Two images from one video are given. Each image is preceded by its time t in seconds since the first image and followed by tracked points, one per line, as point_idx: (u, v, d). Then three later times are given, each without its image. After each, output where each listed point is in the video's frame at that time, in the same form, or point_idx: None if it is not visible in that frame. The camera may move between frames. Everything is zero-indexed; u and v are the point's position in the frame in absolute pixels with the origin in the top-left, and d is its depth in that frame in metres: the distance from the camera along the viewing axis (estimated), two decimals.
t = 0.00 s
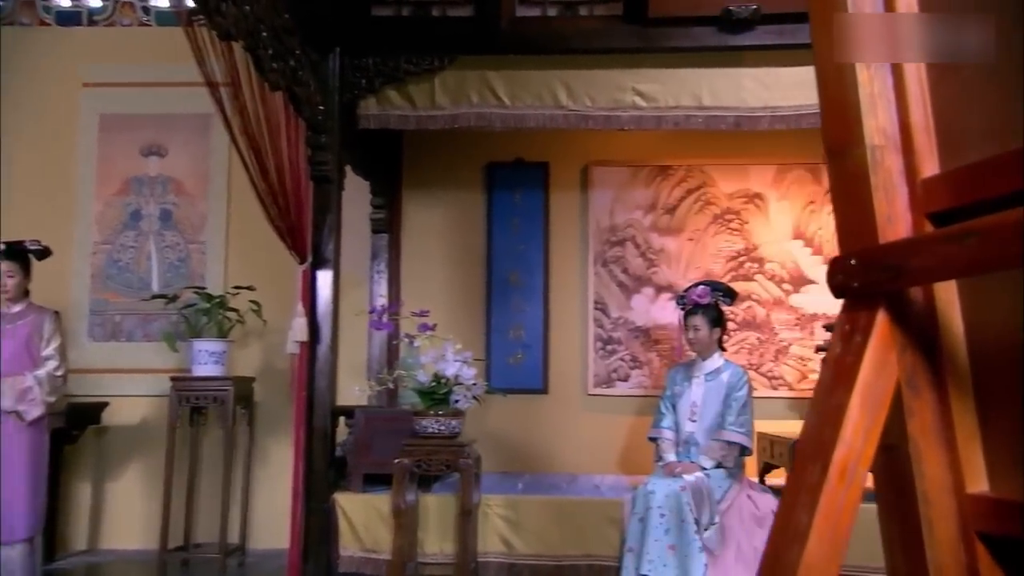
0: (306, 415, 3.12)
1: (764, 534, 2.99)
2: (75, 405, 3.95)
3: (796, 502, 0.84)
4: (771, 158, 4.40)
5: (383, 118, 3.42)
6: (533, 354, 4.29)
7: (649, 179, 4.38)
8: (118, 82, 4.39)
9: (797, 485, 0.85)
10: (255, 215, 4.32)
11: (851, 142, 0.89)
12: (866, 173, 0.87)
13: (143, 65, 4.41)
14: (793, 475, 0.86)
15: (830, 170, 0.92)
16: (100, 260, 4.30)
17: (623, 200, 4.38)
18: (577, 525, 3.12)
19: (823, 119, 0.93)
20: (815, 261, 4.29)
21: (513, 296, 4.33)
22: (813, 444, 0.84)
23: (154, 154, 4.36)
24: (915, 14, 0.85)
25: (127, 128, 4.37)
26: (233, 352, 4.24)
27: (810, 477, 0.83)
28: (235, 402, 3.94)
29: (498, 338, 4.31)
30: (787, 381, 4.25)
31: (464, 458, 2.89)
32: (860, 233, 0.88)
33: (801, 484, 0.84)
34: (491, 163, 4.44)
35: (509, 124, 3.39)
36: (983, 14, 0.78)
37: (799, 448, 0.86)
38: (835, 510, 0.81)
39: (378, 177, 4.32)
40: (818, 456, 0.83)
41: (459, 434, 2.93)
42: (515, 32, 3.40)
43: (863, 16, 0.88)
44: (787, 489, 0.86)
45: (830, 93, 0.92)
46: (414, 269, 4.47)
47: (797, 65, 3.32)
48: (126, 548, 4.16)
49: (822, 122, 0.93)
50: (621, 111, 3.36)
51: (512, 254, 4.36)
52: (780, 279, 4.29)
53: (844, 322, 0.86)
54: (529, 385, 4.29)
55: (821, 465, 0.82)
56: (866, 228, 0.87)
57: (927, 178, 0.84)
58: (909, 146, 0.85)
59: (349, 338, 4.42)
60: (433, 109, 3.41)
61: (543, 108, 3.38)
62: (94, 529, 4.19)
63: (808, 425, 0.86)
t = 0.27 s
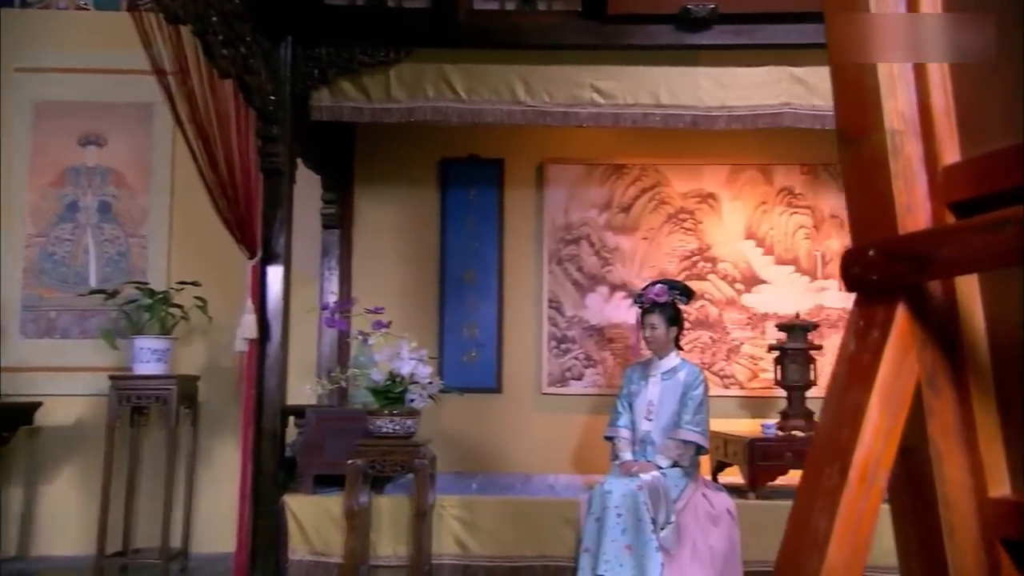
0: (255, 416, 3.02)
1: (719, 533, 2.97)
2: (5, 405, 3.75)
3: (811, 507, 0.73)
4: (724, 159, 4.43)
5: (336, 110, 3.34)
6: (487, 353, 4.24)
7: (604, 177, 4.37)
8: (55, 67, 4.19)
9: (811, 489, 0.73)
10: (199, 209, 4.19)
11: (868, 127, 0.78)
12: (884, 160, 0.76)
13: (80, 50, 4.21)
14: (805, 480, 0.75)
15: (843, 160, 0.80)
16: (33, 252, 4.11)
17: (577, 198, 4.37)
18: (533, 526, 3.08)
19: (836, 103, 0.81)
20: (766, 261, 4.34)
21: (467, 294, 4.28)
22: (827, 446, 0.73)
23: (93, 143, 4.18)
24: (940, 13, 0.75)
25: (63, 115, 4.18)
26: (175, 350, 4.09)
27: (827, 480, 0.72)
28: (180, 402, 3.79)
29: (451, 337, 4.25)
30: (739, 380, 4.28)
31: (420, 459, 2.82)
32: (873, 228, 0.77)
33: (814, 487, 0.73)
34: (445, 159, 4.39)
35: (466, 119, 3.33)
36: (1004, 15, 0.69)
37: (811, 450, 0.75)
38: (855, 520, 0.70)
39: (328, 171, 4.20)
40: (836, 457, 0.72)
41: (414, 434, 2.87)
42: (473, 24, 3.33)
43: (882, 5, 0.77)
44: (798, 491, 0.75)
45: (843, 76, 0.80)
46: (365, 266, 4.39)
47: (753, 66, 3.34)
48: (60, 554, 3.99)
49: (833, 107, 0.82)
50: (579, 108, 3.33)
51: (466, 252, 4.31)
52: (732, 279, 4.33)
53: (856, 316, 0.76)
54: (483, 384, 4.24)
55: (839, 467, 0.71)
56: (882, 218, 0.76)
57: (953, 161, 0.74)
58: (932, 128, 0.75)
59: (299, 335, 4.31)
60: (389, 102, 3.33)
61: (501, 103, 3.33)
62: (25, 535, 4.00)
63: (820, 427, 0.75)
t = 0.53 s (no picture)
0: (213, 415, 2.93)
1: (685, 532, 2.94)
2: None
3: (843, 507, 0.96)
4: (688, 159, 4.46)
5: (299, 103, 3.26)
6: (451, 351, 4.19)
7: (569, 175, 4.35)
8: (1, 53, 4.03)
9: (839, 491, 0.97)
10: (156, 203, 4.08)
11: (899, 115, 1.00)
12: (914, 148, 0.99)
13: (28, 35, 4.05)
14: (835, 479, 0.99)
15: (868, 143, 1.04)
16: None
17: (543, 196, 4.34)
18: (499, 526, 3.04)
19: (861, 100, 1.05)
20: (730, 261, 4.36)
21: (431, 291, 4.23)
22: (856, 447, 0.97)
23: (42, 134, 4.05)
24: (969, 13, 0.97)
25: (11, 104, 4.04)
26: (129, 349, 3.99)
27: (855, 483, 0.95)
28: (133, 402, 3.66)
29: (415, 335, 4.20)
30: (703, 379, 4.30)
31: (385, 459, 2.77)
32: (897, 205, 1.01)
33: (843, 488, 0.97)
34: (409, 155, 4.33)
35: (433, 114, 3.28)
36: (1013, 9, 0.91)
37: (838, 450, 0.99)
38: (885, 520, 0.92)
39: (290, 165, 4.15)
40: (864, 461, 0.95)
41: (379, 434, 2.82)
42: (441, 18, 3.27)
43: (911, 8, 1.00)
44: (827, 493, 0.99)
45: (869, 73, 1.04)
46: (327, 263, 4.31)
47: (721, 65, 3.34)
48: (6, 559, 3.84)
49: (858, 99, 1.06)
50: (548, 105, 3.30)
51: (431, 249, 4.26)
52: (697, 278, 4.35)
53: (881, 311, 1.00)
54: (447, 382, 4.20)
55: (863, 470, 0.95)
56: (913, 205, 0.98)
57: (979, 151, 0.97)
58: (963, 126, 0.98)
59: (259, 333, 4.21)
60: (354, 95, 3.27)
61: (469, 99, 3.29)
62: None
63: (847, 427, 0.99)
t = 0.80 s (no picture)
0: (170, 414, 2.85)
1: (653, 532, 2.92)
2: None
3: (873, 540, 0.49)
4: (653, 158, 4.45)
5: (261, 94, 3.17)
6: (414, 350, 4.13)
7: (535, 173, 4.31)
8: None
9: (871, 505, 0.51)
10: (106, 194, 3.91)
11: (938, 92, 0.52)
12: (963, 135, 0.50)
13: None
14: (868, 485, 0.53)
15: (904, 139, 0.54)
16: None
17: (507, 193, 4.30)
18: (465, 528, 2.99)
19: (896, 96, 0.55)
20: (693, 261, 4.38)
21: (394, 289, 4.16)
22: (896, 450, 0.51)
23: None
24: None
25: None
26: (79, 347, 3.82)
27: (901, 491, 0.50)
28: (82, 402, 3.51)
29: (377, 333, 4.12)
30: (666, 378, 4.30)
31: (349, 460, 2.69)
32: (937, 217, 0.53)
33: (880, 498, 0.51)
34: (371, 149, 4.25)
35: (399, 108, 3.22)
36: None
37: (871, 456, 0.53)
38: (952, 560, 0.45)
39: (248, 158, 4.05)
40: (911, 460, 0.50)
41: (344, 434, 2.75)
42: (408, 9, 3.19)
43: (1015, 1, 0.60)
44: (858, 501, 0.52)
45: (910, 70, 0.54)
46: (287, 259, 4.21)
47: (689, 64, 3.33)
48: None
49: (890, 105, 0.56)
50: (516, 101, 3.26)
51: (394, 246, 4.18)
52: (661, 277, 4.35)
53: (920, 307, 0.54)
54: (410, 381, 4.13)
55: (916, 474, 0.49)
56: (959, 197, 0.51)
57: None
58: None
59: (216, 331, 4.10)
60: (318, 88, 3.19)
61: (435, 93, 3.23)
62: None
63: (879, 430, 0.54)
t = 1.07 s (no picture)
0: (130, 415, 2.76)
1: (625, 532, 2.89)
2: None
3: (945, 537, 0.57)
4: (622, 157, 4.44)
5: (226, 85, 3.08)
6: (381, 349, 4.07)
7: (504, 170, 4.27)
8: None
9: (943, 509, 0.58)
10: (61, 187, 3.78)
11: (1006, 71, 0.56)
12: None
13: None
14: (936, 490, 0.59)
15: (964, 118, 0.59)
16: None
17: (476, 191, 4.25)
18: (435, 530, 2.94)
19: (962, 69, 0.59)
20: (662, 260, 4.38)
21: (360, 287, 4.09)
22: (963, 455, 0.57)
23: None
24: None
25: None
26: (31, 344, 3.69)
27: (969, 498, 0.56)
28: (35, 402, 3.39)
29: (343, 332, 4.05)
30: (634, 378, 4.29)
31: (318, 462, 2.63)
32: (992, 208, 0.57)
33: (947, 502, 0.58)
34: (338, 145, 4.17)
35: (369, 102, 3.15)
36: None
37: (938, 461, 0.60)
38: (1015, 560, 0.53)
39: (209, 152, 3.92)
40: (980, 469, 0.56)
41: (312, 435, 2.68)
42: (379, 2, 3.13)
43: None
44: (926, 509, 0.59)
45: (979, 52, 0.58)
46: (251, 256, 4.11)
47: (661, 62, 3.32)
48: None
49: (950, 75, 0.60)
50: (488, 96, 3.22)
51: (360, 243, 4.11)
52: (629, 277, 4.34)
53: (981, 300, 0.58)
54: (376, 381, 4.07)
55: (986, 481, 0.55)
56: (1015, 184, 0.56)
57: None
58: None
59: (176, 329, 3.99)
60: (285, 79, 3.11)
61: (406, 87, 3.17)
62: None
63: (947, 425, 0.60)
